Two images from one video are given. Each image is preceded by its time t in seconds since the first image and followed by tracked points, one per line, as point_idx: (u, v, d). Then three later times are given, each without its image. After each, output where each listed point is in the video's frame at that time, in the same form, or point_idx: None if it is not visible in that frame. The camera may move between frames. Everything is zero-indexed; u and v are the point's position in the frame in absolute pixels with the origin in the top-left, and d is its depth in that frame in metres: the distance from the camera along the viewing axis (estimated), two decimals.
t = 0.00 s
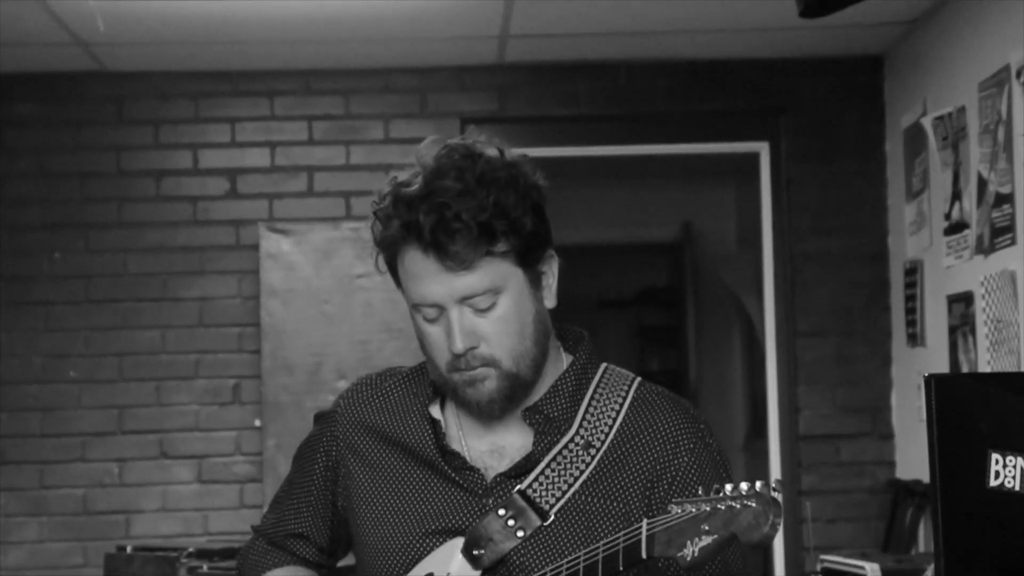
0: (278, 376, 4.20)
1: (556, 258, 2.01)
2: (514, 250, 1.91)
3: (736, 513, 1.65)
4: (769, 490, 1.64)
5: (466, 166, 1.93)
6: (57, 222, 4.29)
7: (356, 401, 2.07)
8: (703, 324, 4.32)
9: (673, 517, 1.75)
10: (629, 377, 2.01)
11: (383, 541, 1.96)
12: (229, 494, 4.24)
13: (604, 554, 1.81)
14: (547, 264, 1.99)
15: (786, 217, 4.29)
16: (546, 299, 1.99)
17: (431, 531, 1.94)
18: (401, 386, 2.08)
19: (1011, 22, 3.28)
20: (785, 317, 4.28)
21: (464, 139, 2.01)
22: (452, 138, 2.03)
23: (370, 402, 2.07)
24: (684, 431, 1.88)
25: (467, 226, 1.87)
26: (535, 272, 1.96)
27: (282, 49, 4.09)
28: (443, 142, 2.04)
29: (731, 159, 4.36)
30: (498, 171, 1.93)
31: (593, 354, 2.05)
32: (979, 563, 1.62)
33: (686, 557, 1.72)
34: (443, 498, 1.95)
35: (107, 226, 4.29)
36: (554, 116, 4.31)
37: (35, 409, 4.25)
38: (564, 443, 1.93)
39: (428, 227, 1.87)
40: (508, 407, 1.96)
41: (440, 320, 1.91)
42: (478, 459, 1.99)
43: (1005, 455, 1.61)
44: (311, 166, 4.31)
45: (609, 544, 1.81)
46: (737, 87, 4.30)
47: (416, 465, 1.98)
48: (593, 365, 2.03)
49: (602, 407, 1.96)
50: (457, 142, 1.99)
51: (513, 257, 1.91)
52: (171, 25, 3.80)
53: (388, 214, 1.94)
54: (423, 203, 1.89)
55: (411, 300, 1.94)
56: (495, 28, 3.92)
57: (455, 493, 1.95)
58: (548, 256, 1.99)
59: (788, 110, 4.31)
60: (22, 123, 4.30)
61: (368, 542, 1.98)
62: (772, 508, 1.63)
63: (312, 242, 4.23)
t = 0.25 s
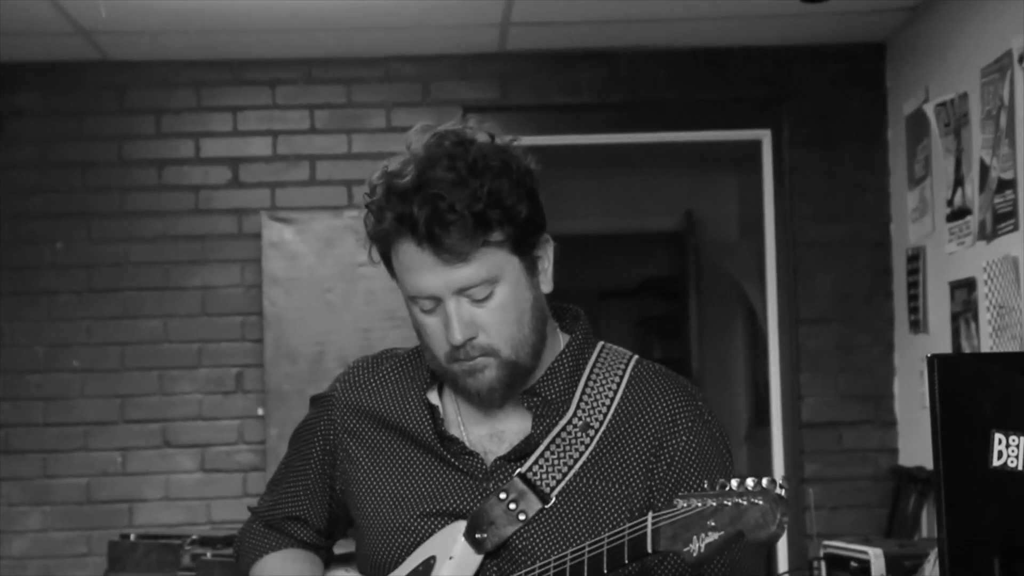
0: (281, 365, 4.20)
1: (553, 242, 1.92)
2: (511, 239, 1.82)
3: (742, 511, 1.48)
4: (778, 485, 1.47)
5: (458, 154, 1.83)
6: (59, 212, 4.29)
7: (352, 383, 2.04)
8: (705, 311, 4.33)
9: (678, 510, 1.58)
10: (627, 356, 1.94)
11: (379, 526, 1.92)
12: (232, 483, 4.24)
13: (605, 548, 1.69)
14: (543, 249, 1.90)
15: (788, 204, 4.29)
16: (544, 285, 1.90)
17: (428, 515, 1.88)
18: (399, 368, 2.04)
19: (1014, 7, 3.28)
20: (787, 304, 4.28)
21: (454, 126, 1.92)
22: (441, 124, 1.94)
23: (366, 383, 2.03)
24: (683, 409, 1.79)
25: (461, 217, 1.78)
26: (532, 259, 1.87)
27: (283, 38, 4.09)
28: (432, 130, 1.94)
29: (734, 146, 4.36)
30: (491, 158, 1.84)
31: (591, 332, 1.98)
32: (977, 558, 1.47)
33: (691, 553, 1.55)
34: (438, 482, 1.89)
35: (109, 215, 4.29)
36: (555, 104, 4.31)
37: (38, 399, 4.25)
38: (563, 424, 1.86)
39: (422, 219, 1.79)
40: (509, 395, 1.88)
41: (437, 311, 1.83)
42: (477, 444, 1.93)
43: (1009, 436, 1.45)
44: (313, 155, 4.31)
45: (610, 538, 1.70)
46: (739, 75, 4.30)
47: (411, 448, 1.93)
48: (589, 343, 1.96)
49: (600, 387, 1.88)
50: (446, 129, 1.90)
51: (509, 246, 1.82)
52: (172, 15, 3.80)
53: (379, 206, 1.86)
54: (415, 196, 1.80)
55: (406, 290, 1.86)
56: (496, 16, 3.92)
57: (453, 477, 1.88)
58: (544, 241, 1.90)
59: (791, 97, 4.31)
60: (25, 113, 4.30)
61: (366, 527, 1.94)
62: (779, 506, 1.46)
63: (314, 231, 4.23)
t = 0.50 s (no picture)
0: (285, 354, 4.21)
1: (550, 227, 1.91)
2: (507, 227, 1.82)
3: (745, 497, 1.54)
4: (779, 473, 1.53)
5: (450, 142, 1.83)
6: (64, 201, 4.29)
7: (353, 367, 2.04)
8: (709, 302, 4.33)
9: (679, 496, 1.62)
10: (629, 336, 1.95)
11: (384, 511, 1.94)
12: (236, 472, 4.25)
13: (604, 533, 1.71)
14: (541, 235, 1.90)
15: (792, 194, 4.29)
16: (542, 270, 1.90)
17: (433, 500, 1.90)
18: (399, 353, 2.04)
19: None
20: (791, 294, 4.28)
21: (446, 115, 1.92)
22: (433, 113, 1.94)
23: (367, 368, 2.03)
24: (686, 391, 1.80)
25: (454, 207, 1.78)
26: (529, 246, 1.87)
27: (287, 28, 4.08)
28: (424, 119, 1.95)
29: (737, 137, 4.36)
30: (484, 146, 1.84)
31: (592, 314, 1.99)
32: (987, 545, 1.43)
33: (694, 540, 1.59)
34: (442, 467, 1.90)
35: (114, 205, 4.29)
36: (560, 94, 4.31)
37: (43, 387, 4.26)
38: (565, 408, 1.87)
39: (415, 210, 1.79)
40: (509, 381, 1.89)
41: (434, 301, 1.84)
42: (480, 429, 1.94)
43: (1015, 420, 1.42)
44: (317, 145, 4.31)
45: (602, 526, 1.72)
46: (744, 65, 4.29)
47: (413, 433, 1.95)
48: (591, 325, 1.96)
49: (602, 369, 1.89)
50: (437, 118, 1.90)
51: (505, 234, 1.82)
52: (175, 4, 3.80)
53: (373, 198, 1.86)
54: (408, 188, 1.80)
55: (403, 279, 1.87)
56: (501, 6, 3.91)
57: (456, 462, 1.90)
58: (542, 227, 1.90)
59: (795, 87, 4.30)
60: (29, 102, 4.30)
61: (371, 511, 1.96)
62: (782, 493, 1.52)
63: (319, 221, 4.23)
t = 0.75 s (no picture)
0: (290, 340, 4.21)
1: (551, 205, 1.86)
2: (505, 207, 1.77)
3: (749, 486, 1.48)
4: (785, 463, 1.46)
5: (449, 122, 1.78)
6: (68, 187, 4.29)
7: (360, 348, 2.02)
8: (713, 288, 4.30)
9: (684, 484, 1.57)
10: (633, 317, 1.92)
11: (386, 491, 1.91)
12: (241, 457, 4.25)
13: (603, 522, 1.66)
14: (541, 213, 1.85)
15: (797, 179, 4.28)
16: (542, 250, 1.85)
17: (434, 480, 1.87)
18: (403, 332, 2.03)
19: None
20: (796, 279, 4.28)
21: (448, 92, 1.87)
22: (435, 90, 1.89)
23: (371, 346, 2.02)
24: (691, 372, 1.77)
25: (451, 189, 1.73)
26: (529, 226, 1.82)
27: (291, 13, 4.08)
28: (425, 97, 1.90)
29: (744, 121, 4.32)
30: (483, 125, 1.78)
31: (596, 294, 1.96)
32: (995, 528, 1.31)
33: (698, 529, 1.54)
34: (444, 446, 1.88)
35: (118, 190, 4.29)
36: (564, 79, 4.30)
37: (48, 373, 4.27)
38: (569, 389, 1.83)
39: (412, 192, 1.75)
40: (511, 363, 1.85)
41: (434, 283, 1.79)
42: (483, 409, 1.90)
43: (1021, 397, 1.30)
44: (321, 131, 4.30)
45: (599, 516, 1.67)
46: (748, 50, 4.29)
47: (416, 411, 1.93)
48: (594, 306, 1.93)
49: (606, 351, 1.86)
50: (438, 96, 1.85)
51: (504, 215, 1.77)
52: None
53: (371, 178, 1.82)
54: (405, 169, 1.76)
55: (401, 260, 1.82)
56: None
57: (459, 441, 1.87)
58: (542, 204, 1.85)
59: (800, 72, 4.29)
60: (33, 88, 4.30)
61: (374, 491, 1.94)
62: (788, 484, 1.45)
63: (324, 206, 4.23)
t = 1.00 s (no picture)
0: (294, 329, 4.21)
1: (556, 186, 1.77)
2: (509, 190, 1.69)
3: (759, 466, 1.41)
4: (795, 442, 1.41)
5: (451, 104, 1.71)
6: (72, 177, 4.29)
7: (364, 325, 1.91)
8: (718, 278, 4.31)
9: (693, 464, 1.48)
10: (640, 295, 1.81)
11: (389, 475, 1.81)
12: (246, 447, 4.26)
13: (603, 504, 1.56)
14: (546, 195, 1.76)
15: (802, 168, 4.26)
16: (548, 231, 1.75)
17: (439, 462, 1.76)
18: (412, 310, 1.91)
19: None
20: (801, 267, 4.26)
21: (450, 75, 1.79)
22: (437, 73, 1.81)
23: (379, 325, 1.90)
24: (695, 349, 1.66)
25: (454, 171, 1.65)
26: (534, 209, 1.73)
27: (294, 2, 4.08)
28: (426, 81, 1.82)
29: (750, 110, 4.32)
30: (486, 107, 1.71)
31: (601, 274, 1.85)
32: (998, 511, 1.38)
33: (708, 508, 1.46)
34: (452, 428, 1.77)
35: (122, 180, 4.29)
36: (568, 68, 4.29)
37: (52, 363, 4.27)
38: (573, 367, 1.73)
39: (414, 175, 1.67)
40: (514, 345, 1.75)
41: (438, 266, 1.71)
42: (489, 391, 1.80)
43: None
44: (325, 120, 4.30)
45: (605, 496, 1.56)
46: (753, 38, 4.28)
47: (424, 392, 1.81)
48: (600, 286, 1.82)
49: (611, 328, 1.75)
50: (439, 78, 1.78)
51: (508, 197, 1.69)
52: None
53: (373, 163, 1.74)
54: (407, 152, 1.68)
55: (406, 242, 1.73)
56: None
57: (465, 423, 1.76)
58: (547, 186, 1.76)
59: (804, 60, 4.29)
60: (37, 78, 4.30)
61: (377, 474, 1.83)
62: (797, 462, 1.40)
63: (327, 195, 4.23)
